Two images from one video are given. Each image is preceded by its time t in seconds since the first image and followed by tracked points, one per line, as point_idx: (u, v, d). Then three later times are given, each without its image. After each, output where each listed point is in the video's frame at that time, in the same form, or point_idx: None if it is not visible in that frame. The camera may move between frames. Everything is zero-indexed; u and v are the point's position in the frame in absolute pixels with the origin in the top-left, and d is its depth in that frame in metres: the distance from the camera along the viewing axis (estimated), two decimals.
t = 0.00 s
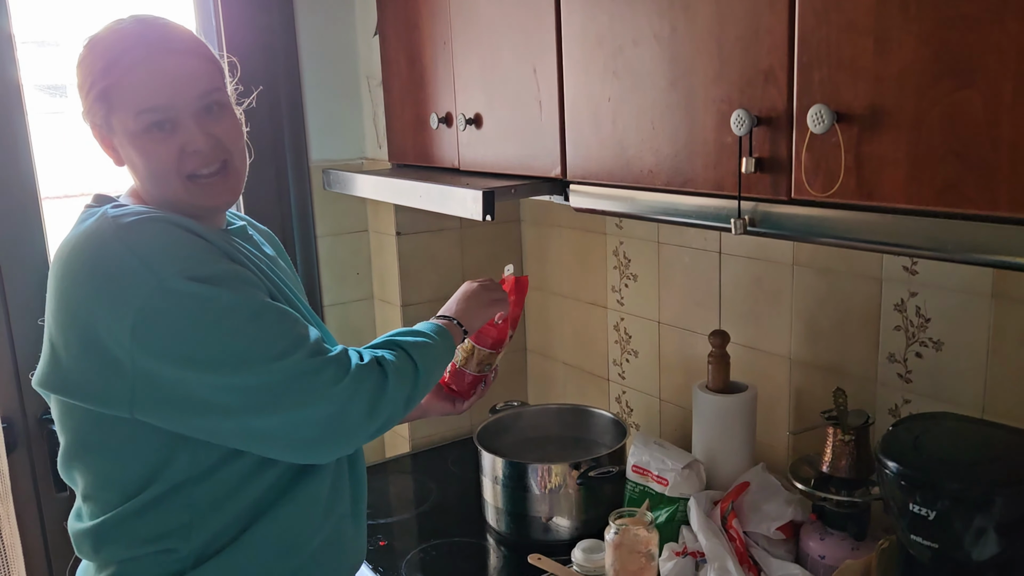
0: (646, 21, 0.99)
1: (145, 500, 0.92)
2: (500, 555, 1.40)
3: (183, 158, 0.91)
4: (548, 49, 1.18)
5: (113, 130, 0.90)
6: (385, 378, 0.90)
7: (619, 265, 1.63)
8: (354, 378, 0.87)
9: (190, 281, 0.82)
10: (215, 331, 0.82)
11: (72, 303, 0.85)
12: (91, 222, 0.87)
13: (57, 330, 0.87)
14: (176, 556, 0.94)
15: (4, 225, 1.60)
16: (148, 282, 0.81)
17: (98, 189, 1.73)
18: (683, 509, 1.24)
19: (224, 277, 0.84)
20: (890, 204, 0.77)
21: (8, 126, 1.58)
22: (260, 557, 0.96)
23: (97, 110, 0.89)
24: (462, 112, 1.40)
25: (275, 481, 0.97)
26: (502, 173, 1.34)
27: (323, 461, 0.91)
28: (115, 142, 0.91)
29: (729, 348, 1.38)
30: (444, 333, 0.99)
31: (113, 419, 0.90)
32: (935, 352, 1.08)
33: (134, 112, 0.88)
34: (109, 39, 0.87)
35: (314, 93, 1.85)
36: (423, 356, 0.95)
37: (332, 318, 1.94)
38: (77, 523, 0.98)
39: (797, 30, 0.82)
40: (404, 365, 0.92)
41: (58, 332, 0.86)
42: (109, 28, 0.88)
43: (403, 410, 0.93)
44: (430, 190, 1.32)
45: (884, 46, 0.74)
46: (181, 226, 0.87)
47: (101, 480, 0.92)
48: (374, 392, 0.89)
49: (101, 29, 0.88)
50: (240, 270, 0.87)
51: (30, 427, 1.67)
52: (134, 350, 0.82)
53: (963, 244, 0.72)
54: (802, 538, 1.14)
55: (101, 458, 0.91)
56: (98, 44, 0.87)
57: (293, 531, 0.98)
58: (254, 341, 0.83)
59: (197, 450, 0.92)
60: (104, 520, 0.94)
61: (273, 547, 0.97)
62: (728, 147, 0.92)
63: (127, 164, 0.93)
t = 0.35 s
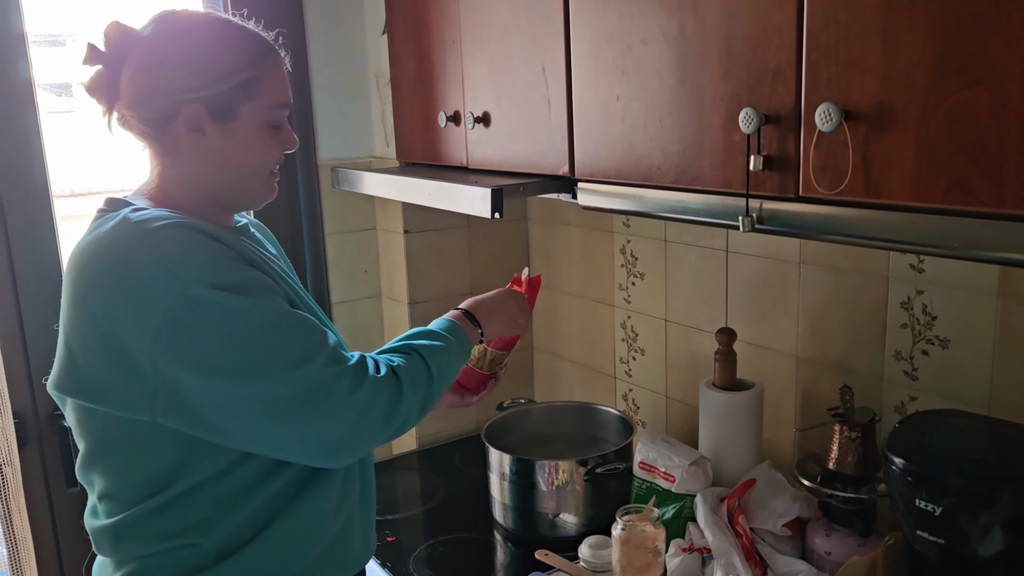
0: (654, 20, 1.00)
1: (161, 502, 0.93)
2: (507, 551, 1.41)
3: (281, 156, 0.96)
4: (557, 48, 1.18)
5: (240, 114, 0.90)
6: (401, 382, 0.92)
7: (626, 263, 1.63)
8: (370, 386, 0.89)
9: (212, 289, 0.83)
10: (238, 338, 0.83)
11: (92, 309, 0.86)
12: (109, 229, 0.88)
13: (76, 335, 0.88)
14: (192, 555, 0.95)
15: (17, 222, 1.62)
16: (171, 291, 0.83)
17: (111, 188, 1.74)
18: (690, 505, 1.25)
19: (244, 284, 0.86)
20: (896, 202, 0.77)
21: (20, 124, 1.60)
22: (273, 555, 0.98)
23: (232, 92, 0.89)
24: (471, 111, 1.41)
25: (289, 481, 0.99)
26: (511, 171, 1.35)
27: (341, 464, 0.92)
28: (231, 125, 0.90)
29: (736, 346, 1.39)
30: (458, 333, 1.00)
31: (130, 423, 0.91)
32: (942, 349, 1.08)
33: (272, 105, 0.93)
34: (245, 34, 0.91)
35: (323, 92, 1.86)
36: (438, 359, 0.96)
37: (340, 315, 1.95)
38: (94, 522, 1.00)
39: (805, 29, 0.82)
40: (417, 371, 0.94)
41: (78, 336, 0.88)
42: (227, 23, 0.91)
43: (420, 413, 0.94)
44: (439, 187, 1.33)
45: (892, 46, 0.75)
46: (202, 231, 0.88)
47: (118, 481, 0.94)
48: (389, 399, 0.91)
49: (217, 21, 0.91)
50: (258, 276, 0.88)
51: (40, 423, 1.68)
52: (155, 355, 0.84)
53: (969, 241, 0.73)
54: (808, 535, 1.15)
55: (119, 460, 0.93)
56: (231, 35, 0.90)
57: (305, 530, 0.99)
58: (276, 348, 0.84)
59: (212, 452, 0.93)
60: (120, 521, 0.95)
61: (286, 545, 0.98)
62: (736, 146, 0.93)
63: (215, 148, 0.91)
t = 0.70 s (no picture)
0: (652, 18, 1.01)
1: (176, 489, 0.96)
2: (505, 545, 1.42)
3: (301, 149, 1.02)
4: (556, 45, 1.19)
5: (268, 106, 0.96)
6: (419, 388, 0.97)
7: (624, 259, 1.65)
8: (391, 390, 0.94)
9: (255, 282, 0.88)
10: (276, 330, 0.88)
11: (134, 295, 0.91)
12: (148, 220, 0.92)
13: (112, 321, 0.92)
14: (205, 543, 0.98)
15: (19, 217, 1.62)
16: (214, 281, 0.87)
17: (111, 181, 1.75)
18: (687, 499, 1.26)
19: (282, 280, 0.91)
20: (891, 197, 0.78)
21: (23, 121, 1.61)
22: (282, 546, 1.01)
23: (261, 85, 0.94)
24: (470, 108, 1.42)
25: (301, 472, 1.03)
26: (510, 168, 1.36)
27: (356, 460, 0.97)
28: (259, 116, 0.95)
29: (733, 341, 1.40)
30: (477, 359, 1.05)
31: (152, 412, 0.93)
32: (936, 344, 1.09)
33: (296, 98, 0.98)
34: (269, 32, 0.97)
35: (323, 89, 1.87)
36: (456, 376, 1.01)
37: (339, 312, 1.96)
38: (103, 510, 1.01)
39: (801, 28, 0.83)
40: (434, 383, 0.99)
41: (115, 320, 0.92)
42: (252, 22, 0.97)
43: (432, 421, 0.99)
44: (438, 184, 1.34)
45: (886, 44, 0.76)
46: (240, 228, 0.93)
47: (133, 469, 0.96)
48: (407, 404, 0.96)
49: (243, 20, 0.96)
50: (293, 275, 0.94)
51: (42, 417, 1.69)
52: (194, 342, 0.88)
53: (963, 236, 0.74)
54: (804, 528, 1.16)
55: (136, 448, 0.95)
56: (258, 32, 0.96)
57: (313, 521, 1.03)
58: (311, 341, 0.89)
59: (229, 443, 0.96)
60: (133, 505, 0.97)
61: (294, 534, 1.02)
62: (733, 142, 0.94)
63: (242, 138, 0.95)
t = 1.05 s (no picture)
0: (642, 13, 1.01)
1: (180, 476, 0.96)
2: (497, 538, 1.42)
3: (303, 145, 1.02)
4: (546, 39, 1.20)
5: (273, 102, 0.96)
6: (417, 388, 0.99)
7: (614, 254, 1.65)
8: (393, 387, 0.96)
9: (268, 270, 0.89)
10: (287, 318, 0.89)
11: (145, 281, 0.91)
12: (159, 206, 0.93)
13: (121, 307, 0.93)
14: (207, 532, 0.98)
15: (7, 213, 1.62)
16: (227, 268, 0.88)
17: (100, 175, 1.75)
18: (677, 491, 1.27)
19: (292, 269, 0.92)
20: (878, 191, 0.79)
21: (12, 115, 1.60)
22: (283, 537, 1.02)
23: (266, 81, 0.95)
24: (460, 103, 1.42)
25: (301, 464, 1.03)
26: (500, 163, 1.36)
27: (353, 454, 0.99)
28: (263, 112, 0.96)
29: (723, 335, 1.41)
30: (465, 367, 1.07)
31: (159, 399, 0.94)
32: (923, 337, 1.11)
33: (300, 95, 0.99)
34: (274, 29, 0.98)
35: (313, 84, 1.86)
36: (450, 379, 1.04)
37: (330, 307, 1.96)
38: (104, 500, 1.01)
39: (790, 22, 0.84)
40: (430, 385, 1.01)
41: (126, 305, 0.92)
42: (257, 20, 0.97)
43: (427, 421, 1.01)
44: (429, 178, 1.34)
45: (874, 39, 0.76)
46: (251, 216, 0.93)
47: (137, 456, 0.96)
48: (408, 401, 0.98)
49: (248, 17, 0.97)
50: (301, 265, 0.94)
51: (31, 413, 1.68)
52: (205, 329, 0.89)
53: (950, 229, 0.75)
54: (793, 519, 1.17)
55: (142, 434, 0.95)
56: (263, 29, 0.96)
57: (312, 512, 1.04)
58: (321, 331, 0.91)
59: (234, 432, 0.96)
60: (136, 492, 0.97)
61: (292, 525, 1.02)
62: (722, 136, 0.94)
63: (248, 134, 0.96)
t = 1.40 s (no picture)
0: (629, 5, 1.01)
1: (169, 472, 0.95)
2: (484, 533, 1.41)
3: (287, 139, 1.00)
4: (533, 32, 1.18)
5: (247, 99, 0.94)
6: (401, 396, 1.01)
7: (602, 248, 1.64)
8: (380, 391, 0.97)
9: (261, 265, 0.89)
10: (280, 313, 0.88)
11: (136, 274, 0.90)
12: (150, 198, 0.91)
13: (110, 301, 0.91)
14: (197, 529, 0.97)
15: None
16: (221, 261, 0.87)
17: (84, 169, 1.72)
18: (665, 486, 1.27)
19: (284, 265, 0.92)
20: (866, 184, 0.79)
21: None
22: (275, 533, 1.00)
23: (240, 78, 0.93)
24: (447, 95, 1.41)
25: (289, 462, 1.02)
26: (487, 156, 1.35)
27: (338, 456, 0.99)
28: (237, 109, 0.94)
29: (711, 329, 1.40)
30: (437, 378, 1.09)
31: (148, 394, 0.92)
32: (911, 331, 1.10)
33: (279, 90, 0.96)
34: (253, 22, 0.95)
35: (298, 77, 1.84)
36: (428, 390, 1.06)
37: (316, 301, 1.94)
38: (90, 498, 0.99)
39: (778, 14, 0.83)
40: (412, 393, 1.03)
41: (114, 298, 0.91)
42: (236, 11, 0.95)
43: (409, 429, 1.02)
44: (415, 172, 1.33)
45: (863, 31, 0.76)
46: (244, 210, 0.93)
47: (125, 451, 0.94)
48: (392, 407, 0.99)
49: (226, 10, 0.94)
50: (293, 260, 0.94)
51: (12, 410, 1.65)
52: (197, 323, 0.88)
53: (938, 223, 0.74)
54: (781, 514, 1.17)
55: (130, 430, 0.93)
56: (238, 23, 0.93)
57: (303, 508, 1.03)
58: (314, 327, 0.90)
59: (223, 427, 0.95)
60: (123, 488, 0.96)
61: (283, 522, 1.01)
62: (710, 129, 0.93)
63: (220, 131, 0.94)
